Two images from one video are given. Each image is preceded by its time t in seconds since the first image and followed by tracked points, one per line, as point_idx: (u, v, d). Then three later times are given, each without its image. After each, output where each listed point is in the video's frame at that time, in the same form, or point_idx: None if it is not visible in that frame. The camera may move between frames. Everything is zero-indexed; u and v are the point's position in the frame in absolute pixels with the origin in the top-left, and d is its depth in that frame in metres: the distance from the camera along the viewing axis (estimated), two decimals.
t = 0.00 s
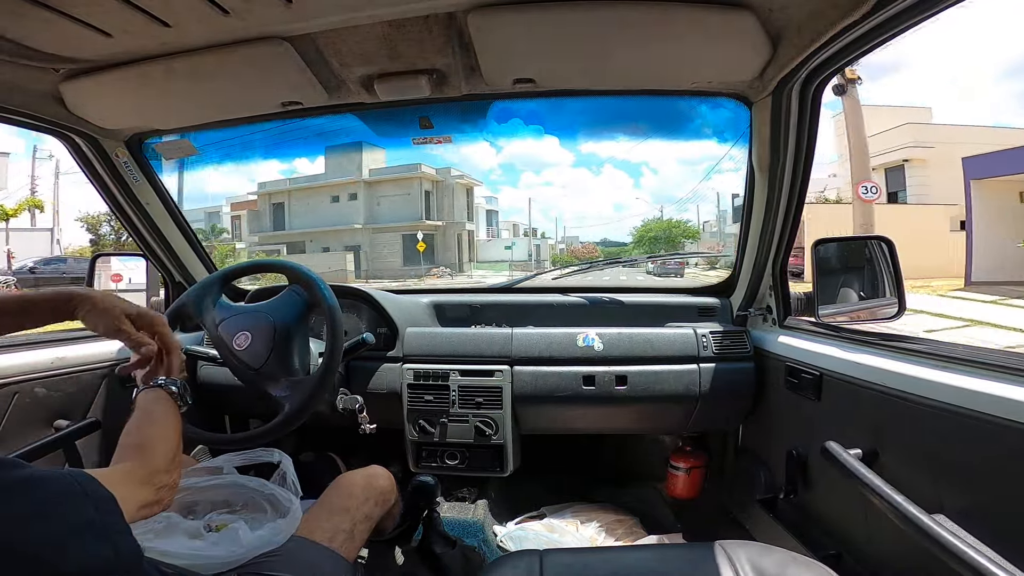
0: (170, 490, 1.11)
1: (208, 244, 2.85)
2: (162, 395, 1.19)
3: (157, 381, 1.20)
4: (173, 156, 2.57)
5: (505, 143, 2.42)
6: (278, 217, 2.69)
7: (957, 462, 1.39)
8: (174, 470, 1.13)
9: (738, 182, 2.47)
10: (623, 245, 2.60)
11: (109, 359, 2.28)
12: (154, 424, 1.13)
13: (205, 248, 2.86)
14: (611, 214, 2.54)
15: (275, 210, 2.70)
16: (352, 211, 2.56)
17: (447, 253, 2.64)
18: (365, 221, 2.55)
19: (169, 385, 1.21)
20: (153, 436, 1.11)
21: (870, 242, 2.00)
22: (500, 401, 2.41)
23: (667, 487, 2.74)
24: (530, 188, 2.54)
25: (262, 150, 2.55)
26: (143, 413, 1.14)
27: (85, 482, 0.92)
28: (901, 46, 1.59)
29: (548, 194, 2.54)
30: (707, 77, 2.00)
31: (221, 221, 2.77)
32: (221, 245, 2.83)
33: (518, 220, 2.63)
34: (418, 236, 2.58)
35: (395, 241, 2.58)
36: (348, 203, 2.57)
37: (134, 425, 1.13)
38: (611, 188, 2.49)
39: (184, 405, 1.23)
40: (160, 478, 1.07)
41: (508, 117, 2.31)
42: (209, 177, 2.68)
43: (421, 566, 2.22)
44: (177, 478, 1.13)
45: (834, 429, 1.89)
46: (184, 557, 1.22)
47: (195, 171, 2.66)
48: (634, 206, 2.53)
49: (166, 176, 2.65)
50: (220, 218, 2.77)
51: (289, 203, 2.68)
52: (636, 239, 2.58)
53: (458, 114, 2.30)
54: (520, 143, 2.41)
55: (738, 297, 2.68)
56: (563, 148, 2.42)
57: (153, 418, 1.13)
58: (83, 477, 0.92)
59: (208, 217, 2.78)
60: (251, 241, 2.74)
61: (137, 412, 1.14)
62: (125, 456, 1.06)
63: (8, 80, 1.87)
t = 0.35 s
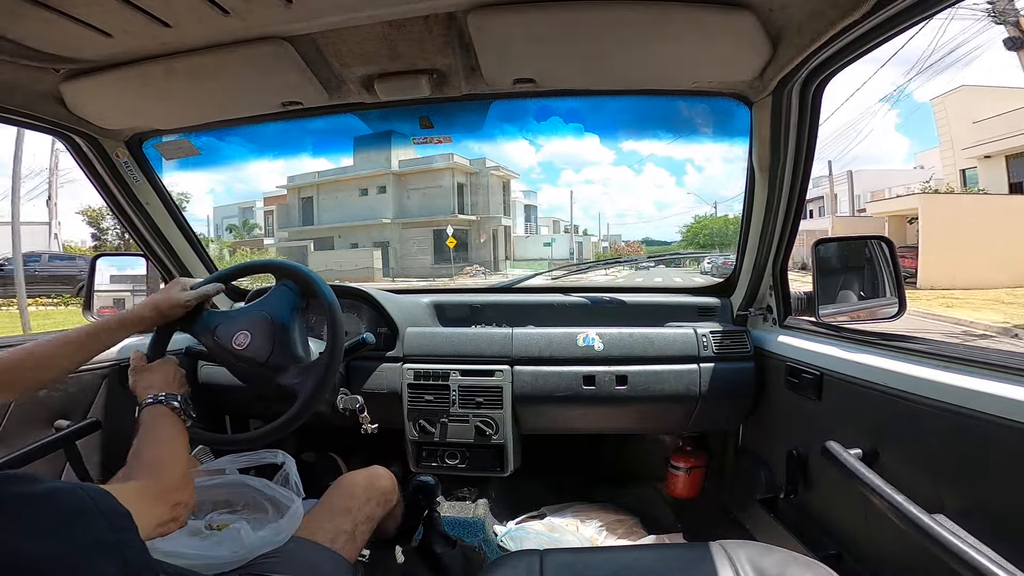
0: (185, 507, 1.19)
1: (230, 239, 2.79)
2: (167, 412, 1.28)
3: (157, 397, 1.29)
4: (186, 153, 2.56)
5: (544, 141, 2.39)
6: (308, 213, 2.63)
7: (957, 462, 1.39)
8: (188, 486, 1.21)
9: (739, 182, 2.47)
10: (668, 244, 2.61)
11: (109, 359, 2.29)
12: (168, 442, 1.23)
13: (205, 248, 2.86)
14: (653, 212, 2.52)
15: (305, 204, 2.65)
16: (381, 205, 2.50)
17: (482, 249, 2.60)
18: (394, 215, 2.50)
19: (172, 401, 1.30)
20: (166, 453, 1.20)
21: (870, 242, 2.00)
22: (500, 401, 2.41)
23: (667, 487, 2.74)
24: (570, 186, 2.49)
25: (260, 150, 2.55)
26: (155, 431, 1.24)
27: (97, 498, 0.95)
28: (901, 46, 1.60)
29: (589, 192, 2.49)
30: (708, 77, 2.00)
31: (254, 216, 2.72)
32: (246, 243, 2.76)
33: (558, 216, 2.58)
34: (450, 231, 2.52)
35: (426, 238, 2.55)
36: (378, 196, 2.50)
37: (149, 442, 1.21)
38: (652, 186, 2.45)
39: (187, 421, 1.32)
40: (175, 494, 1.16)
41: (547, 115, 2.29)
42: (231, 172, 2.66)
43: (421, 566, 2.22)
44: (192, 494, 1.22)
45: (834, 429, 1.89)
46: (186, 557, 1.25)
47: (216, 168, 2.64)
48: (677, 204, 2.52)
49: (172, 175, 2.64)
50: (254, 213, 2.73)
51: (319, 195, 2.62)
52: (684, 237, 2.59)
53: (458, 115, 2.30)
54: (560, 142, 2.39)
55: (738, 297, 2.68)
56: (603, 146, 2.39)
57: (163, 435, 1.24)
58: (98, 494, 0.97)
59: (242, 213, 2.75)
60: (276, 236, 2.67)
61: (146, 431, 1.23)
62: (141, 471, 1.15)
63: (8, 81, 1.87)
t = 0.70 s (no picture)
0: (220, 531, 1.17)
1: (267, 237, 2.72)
2: (184, 434, 1.28)
3: (170, 420, 1.29)
4: (210, 150, 2.55)
5: (590, 141, 2.36)
6: (343, 209, 2.59)
7: (957, 463, 1.39)
8: (221, 510, 1.18)
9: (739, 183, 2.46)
10: (719, 244, 2.62)
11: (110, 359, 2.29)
12: (195, 466, 1.22)
13: (205, 247, 2.85)
14: (704, 211, 2.53)
15: (339, 200, 2.59)
16: (415, 199, 2.50)
17: (524, 246, 2.60)
18: (430, 211, 2.50)
19: (187, 422, 1.30)
20: (195, 477, 1.19)
21: (871, 242, 2.03)
22: (500, 401, 2.41)
23: (667, 487, 2.74)
24: (617, 185, 2.47)
25: (261, 150, 2.55)
26: (180, 456, 1.23)
27: (138, 524, 0.97)
28: (901, 46, 1.60)
29: (638, 191, 2.46)
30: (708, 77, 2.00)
31: (294, 214, 2.66)
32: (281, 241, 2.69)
33: (607, 214, 2.55)
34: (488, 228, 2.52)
35: (464, 232, 2.55)
36: (413, 189, 2.49)
37: (176, 466, 1.20)
38: (703, 183, 2.47)
39: (205, 440, 1.32)
40: (208, 519, 1.14)
41: (592, 114, 2.27)
42: (275, 169, 2.61)
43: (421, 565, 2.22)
44: (226, 519, 1.19)
45: (834, 430, 1.90)
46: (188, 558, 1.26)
47: (257, 166, 2.63)
48: (728, 203, 2.51)
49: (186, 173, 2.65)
50: (294, 211, 2.67)
51: (353, 191, 2.57)
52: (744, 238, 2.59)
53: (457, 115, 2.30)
54: (606, 142, 2.37)
55: (738, 297, 2.68)
56: (652, 145, 2.37)
57: (189, 459, 1.23)
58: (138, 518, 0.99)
59: (282, 211, 2.69)
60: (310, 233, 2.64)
61: (170, 456, 1.23)
62: (171, 496, 1.13)
63: (9, 80, 1.87)
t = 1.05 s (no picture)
0: (244, 541, 1.18)
1: (308, 229, 2.66)
2: (197, 443, 1.28)
3: (180, 429, 1.29)
4: (244, 142, 2.51)
5: (642, 137, 2.33)
6: (381, 201, 2.52)
7: (958, 463, 1.39)
8: (244, 519, 1.20)
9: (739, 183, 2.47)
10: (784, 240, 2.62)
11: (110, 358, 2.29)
12: (214, 477, 1.22)
13: (204, 247, 2.83)
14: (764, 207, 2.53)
15: (378, 189, 2.53)
16: (458, 189, 2.44)
17: (577, 240, 2.51)
18: (473, 201, 2.45)
19: (198, 430, 1.30)
20: (215, 489, 1.20)
21: (871, 242, 2.02)
22: (500, 401, 2.42)
23: (667, 488, 2.74)
24: (669, 181, 2.45)
25: (262, 149, 2.54)
26: (197, 467, 1.23)
27: (157, 537, 0.99)
28: (901, 46, 1.60)
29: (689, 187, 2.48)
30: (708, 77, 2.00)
31: (337, 206, 2.59)
32: (323, 232, 2.64)
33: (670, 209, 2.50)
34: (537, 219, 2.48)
35: (509, 224, 2.50)
36: (453, 178, 2.43)
37: (194, 478, 1.21)
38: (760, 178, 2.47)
39: (218, 446, 1.31)
40: (232, 530, 1.16)
41: (643, 109, 2.23)
42: (327, 164, 2.56)
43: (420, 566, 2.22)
44: (250, 527, 1.21)
45: (834, 429, 1.90)
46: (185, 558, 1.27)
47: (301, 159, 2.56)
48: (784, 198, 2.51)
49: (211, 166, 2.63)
50: (338, 203, 2.59)
51: (392, 182, 2.50)
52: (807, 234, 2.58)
53: (457, 114, 2.30)
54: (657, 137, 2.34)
55: (738, 297, 2.67)
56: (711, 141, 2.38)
57: (207, 470, 1.23)
58: (161, 534, 1.01)
59: (325, 202, 2.62)
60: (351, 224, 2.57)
61: (187, 467, 1.23)
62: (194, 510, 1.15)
63: (9, 81, 1.87)
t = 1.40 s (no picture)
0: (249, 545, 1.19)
1: (352, 226, 2.63)
2: (198, 445, 1.28)
3: (180, 433, 1.28)
4: (276, 141, 2.50)
5: (700, 134, 2.34)
6: (425, 195, 2.52)
7: (958, 462, 1.39)
8: (248, 524, 1.20)
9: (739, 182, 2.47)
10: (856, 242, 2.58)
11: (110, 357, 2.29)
12: (216, 481, 1.22)
13: (205, 246, 2.83)
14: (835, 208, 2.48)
15: (422, 184, 2.52)
16: (504, 183, 2.44)
17: (639, 237, 2.54)
18: (520, 196, 2.45)
19: (199, 432, 1.29)
20: (219, 492, 1.20)
21: (871, 241, 1.97)
22: (500, 401, 2.42)
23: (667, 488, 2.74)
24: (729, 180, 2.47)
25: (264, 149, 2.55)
26: (201, 471, 1.23)
27: (166, 543, 0.99)
28: (902, 46, 1.60)
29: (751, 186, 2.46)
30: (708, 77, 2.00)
31: (381, 204, 2.57)
32: (366, 231, 2.62)
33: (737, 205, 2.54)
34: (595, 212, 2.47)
35: (561, 221, 2.50)
36: (499, 170, 2.42)
37: (199, 482, 1.21)
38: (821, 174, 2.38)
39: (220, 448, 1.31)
40: (237, 534, 1.16)
41: (698, 107, 2.21)
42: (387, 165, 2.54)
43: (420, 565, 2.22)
44: (254, 532, 1.22)
45: (834, 429, 1.90)
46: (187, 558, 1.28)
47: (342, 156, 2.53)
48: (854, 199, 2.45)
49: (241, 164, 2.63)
50: (384, 201, 2.57)
51: (436, 175, 2.48)
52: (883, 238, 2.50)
53: (458, 114, 2.30)
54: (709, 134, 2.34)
55: (739, 297, 2.67)
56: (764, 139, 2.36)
57: (210, 473, 1.23)
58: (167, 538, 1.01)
59: (371, 200, 2.59)
60: (395, 221, 2.57)
61: (191, 470, 1.23)
62: (199, 513, 1.15)
63: (9, 80, 1.87)
